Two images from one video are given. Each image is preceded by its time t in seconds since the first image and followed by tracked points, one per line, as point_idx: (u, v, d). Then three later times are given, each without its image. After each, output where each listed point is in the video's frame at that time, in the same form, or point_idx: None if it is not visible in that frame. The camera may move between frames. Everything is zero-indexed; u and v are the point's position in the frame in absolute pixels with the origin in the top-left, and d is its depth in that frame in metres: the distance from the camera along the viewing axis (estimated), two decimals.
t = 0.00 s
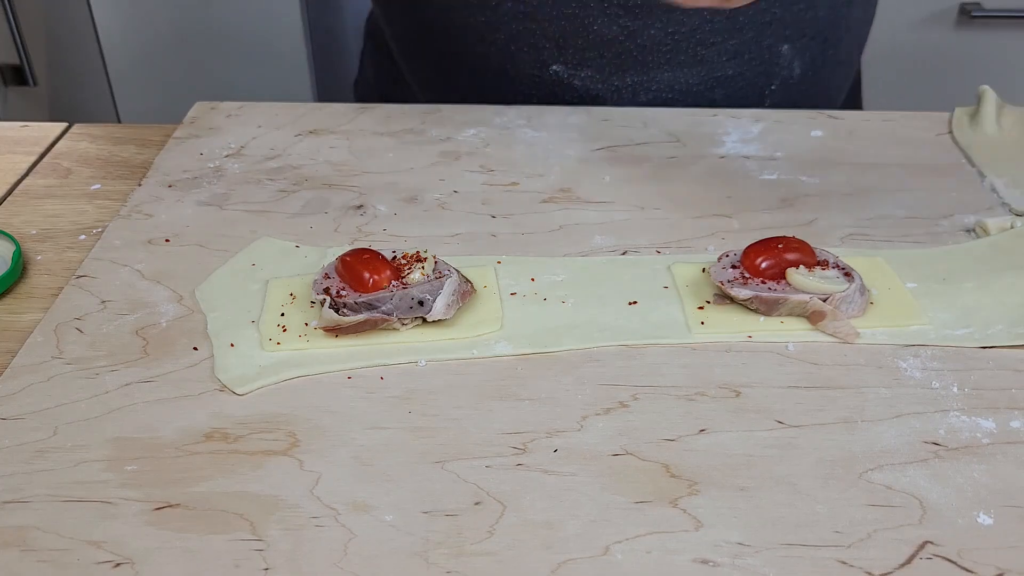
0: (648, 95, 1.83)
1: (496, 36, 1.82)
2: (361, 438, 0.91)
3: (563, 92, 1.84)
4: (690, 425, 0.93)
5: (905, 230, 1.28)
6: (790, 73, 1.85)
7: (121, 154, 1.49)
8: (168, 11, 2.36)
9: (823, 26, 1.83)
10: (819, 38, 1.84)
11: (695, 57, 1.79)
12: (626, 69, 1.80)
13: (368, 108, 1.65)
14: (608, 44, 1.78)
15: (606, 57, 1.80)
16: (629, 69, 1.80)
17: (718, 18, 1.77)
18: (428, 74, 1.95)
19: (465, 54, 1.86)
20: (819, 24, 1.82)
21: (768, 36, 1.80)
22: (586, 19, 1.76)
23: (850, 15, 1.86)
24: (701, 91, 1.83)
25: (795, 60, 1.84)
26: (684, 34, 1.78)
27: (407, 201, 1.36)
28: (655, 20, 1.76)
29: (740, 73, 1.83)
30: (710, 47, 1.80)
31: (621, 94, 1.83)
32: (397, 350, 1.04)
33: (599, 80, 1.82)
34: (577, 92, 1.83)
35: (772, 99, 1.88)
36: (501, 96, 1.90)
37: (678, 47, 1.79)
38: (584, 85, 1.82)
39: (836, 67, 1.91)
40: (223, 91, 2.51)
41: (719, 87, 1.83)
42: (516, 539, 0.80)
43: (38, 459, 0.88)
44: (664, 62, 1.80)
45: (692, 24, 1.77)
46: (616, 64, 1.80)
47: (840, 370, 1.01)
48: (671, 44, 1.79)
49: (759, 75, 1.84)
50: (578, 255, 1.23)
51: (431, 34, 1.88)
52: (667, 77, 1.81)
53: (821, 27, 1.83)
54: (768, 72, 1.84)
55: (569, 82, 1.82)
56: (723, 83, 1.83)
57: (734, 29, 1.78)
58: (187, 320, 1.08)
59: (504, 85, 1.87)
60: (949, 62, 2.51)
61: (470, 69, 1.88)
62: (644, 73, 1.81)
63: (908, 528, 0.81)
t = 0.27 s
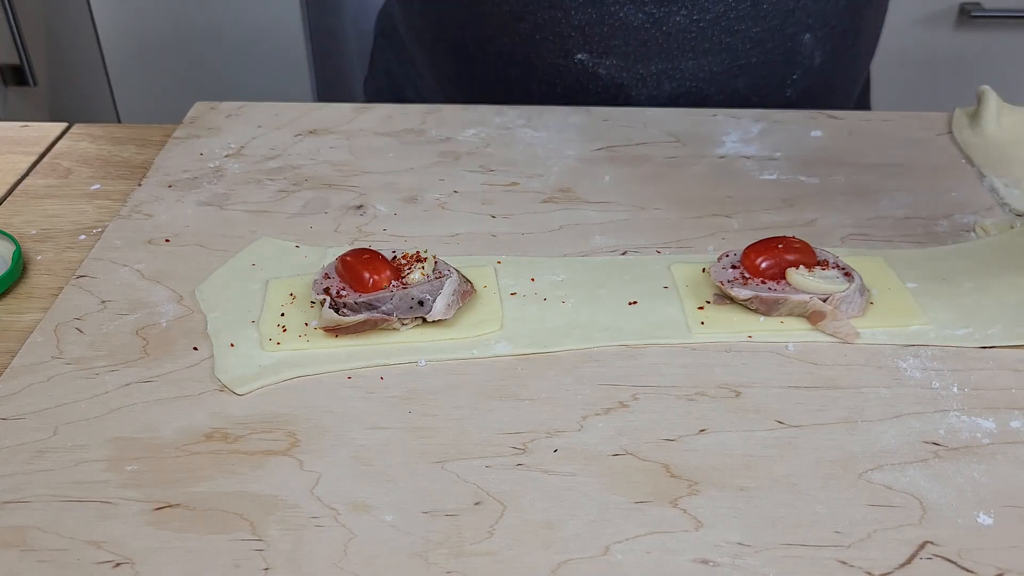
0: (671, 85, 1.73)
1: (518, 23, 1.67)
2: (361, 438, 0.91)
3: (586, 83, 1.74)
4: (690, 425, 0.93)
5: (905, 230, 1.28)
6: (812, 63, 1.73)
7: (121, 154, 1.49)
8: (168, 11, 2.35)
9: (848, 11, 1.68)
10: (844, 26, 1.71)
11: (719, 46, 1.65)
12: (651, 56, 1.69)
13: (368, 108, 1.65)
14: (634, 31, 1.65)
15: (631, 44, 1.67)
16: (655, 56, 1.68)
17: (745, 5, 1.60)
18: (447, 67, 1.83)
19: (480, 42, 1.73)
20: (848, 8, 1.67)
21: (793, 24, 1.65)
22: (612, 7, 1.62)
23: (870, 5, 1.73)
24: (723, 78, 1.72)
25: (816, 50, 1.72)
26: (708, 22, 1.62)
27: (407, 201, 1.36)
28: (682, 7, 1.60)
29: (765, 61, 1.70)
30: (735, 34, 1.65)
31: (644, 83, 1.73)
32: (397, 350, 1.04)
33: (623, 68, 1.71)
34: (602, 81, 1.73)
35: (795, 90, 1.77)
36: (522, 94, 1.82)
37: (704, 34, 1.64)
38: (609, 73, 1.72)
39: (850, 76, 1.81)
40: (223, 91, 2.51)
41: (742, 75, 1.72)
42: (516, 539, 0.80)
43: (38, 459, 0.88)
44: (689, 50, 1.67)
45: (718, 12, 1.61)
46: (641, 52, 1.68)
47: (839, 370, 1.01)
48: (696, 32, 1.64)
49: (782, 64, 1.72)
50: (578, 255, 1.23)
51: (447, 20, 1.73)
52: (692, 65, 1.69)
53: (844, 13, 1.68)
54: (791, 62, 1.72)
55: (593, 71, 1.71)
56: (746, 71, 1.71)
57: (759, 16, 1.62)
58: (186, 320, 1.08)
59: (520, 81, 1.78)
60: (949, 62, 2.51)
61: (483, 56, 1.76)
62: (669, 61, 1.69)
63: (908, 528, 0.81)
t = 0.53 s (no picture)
0: (680, 80, 1.77)
1: (530, 19, 1.72)
2: (361, 438, 0.91)
3: (596, 79, 1.77)
4: (690, 425, 0.93)
5: (906, 230, 1.28)
6: (820, 59, 1.77)
7: (121, 154, 1.49)
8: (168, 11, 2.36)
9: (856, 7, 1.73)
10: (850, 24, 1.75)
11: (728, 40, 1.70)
12: (661, 51, 1.73)
13: (368, 108, 1.65)
14: (644, 26, 1.70)
15: (642, 39, 1.72)
16: (665, 51, 1.73)
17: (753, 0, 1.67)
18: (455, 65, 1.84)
19: (491, 38, 1.76)
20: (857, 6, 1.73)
21: (801, 19, 1.70)
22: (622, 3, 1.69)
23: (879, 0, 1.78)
24: (733, 73, 1.76)
25: (824, 46, 1.75)
26: (717, 17, 1.68)
27: (407, 201, 1.36)
28: (693, 1, 1.66)
29: (773, 55, 1.74)
30: (744, 29, 1.70)
31: (653, 78, 1.76)
32: (397, 350, 1.04)
33: (634, 63, 1.75)
34: (612, 77, 1.76)
35: (802, 86, 1.80)
36: (530, 91, 1.82)
37: (712, 30, 1.70)
38: (619, 68, 1.75)
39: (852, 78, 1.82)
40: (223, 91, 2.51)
41: (751, 70, 1.76)
42: (516, 539, 0.80)
43: (38, 459, 0.88)
44: (698, 45, 1.72)
45: (727, 6, 1.67)
46: (651, 47, 1.72)
47: (839, 370, 1.01)
48: (706, 27, 1.69)
49: (790, 59, 1.75)
50: (578, 255, 1.23)
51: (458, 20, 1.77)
52: (701, 59, 1.74)
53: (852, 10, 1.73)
54: (800, 57, 1.75)
55: (603, 66, 1.75)
56: (755, 66, 1.75)
57: (768, 11, 1.68)
58: (186, 321, 1.08)
59: (530, 78, 1.80)
60: (949, 62, 2.51)
61: (494, 52, 1.79)
62: (679, 55, 1.73)
63: (908, 528, 0.81)
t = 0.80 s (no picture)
0: (662, 79, 1.73)
1: (512, 15, 1.68)
2: (361, 438, 0.91)
3: (577, 77, 1.74)
4: (690, 425, 0.93)
5: (905, 230, 1.28)
6: (805, 58, 1.72)
7: (121, 154, 1.49)
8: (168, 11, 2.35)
9: (842, 5, 1.67)
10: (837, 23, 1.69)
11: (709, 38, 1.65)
12: (642, 49, 1.68)
13: (368, 107, 1.65)
14: (624, 23, 1.64)
15: (622, 36, 1.67)
16: (645, 49, 1.68)
17: None
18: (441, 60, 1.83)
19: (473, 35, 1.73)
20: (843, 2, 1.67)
21: (783, 18, 1.65)
22: None
23: None
24: (715, 71, 1.71)
25: (809, 44, 1.70)
26: (698, 15, 1.63)
27: (407, 201, 1.36)
28: None
29: (756, 54, 1.69)
30: (725, 28, 1.65)
31: (635, 76, 1.72)
32: (397, 350, 1.04)
33: (614, 61, 1.70)
34: (593, 75, 1.72)
35: (787, 85, 1.76)
36: (513, 89, 1.80)
37: (694, 28, 1.65)
38: (600, 66, 1.71)
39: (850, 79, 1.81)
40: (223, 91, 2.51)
41: (734, 69, 1.71)
42: (516, 539, 0.80)
43: (38, 459, 0.88)
44: (678, 43, 1.67)
45: (707, 5, 1.62)
46: (632, 45, 1.67)
47: (840, 370, 1.01)
48: (687, 24, 1.64)
49: (774, 59, 1.71)
50: (578, 255, 1.23)
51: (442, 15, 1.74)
52: (683, 58, 1.69)
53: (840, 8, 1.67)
54: (783, 56, 1.71)
55: (584, 64, 1.71)
56: (737, 65, 1.71)
57: (749, 9, 1.63)
58: (187, 321, 1.08)
59: (512, 75, 1.77)
60: (949, 62, 2.51)
61: (476, 49, 1.76)
62: (659, 53, 1.68)
63: (908, 528, 0.81)
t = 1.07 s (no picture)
0: (653, 79, 1.74)
1: (507, 15, 1.71)
2: (361, 438, 0.91)
3: (569, 76, 1.75)
4: (690, 425, 0.93)
5: (905, 230, 1.28)
6: (796, 60, 1.73)
7: (121, 154, 1.49)
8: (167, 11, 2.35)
9: (832, 9, 1.70)
10: (828, 25, 1.71)
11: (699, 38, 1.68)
12: (632, 49, 1.71)
13: (368, 108, 1.65)
14: (616, 24, 1.68)
15: (613, 36, 1.70)
16: (636, 49, 1.71)
17: None
18: (437, 58, 1.83)
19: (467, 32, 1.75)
20: (834, 6, 1.69)
21: (772, 20, 1.68)
22: None
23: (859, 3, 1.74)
24: (706, 73, 1.73)
25: (800, 46, 1.72)
26: (689, 16, 1.67)
27: (407, 201, 1.36)
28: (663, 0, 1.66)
29: (746, 56, 1.71)
30: (715, 29, 1.68)
31: (625, 76, 1.73)
32: (397, 350, 1.04)
33: (605, 61, 1.72)
34: (585, 74, 1.74)
35: (778, 87, 1.76)
36: (505, 88, 1.79)
37: (684, 29, 1.69)
38: (592, 66, 1.73)
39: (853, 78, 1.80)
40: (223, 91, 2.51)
41: (724, 71, 1.73)
42: (516, 539, 0.80)
43: (38, 459, 0.88)
44: (669, 44, 1.70)
45: (698, 6, 1.66)
46: (622, 45, 1.70)
47: (840, 370, 1.01)
48: (677, 25, 1.68)
49: (764, 61, 1.72)
50: (578, 255, 1.23)
51: (439, 12, 1.76)
52: (673, 59, 1.71)
53: (830, 10, 1.70)
54: (773, 58, 1.72)
55: (575, 63, 1.73)
56: (727, 66, 1.72)
57: (739, 12, 1.67)
58: (187, 321, 1.08)
59: (505, 74, 1.78)
60: (949, 62, 2.51)
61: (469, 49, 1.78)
62: (650, 54, 1.71)
63: (908, 528, 0.81)
